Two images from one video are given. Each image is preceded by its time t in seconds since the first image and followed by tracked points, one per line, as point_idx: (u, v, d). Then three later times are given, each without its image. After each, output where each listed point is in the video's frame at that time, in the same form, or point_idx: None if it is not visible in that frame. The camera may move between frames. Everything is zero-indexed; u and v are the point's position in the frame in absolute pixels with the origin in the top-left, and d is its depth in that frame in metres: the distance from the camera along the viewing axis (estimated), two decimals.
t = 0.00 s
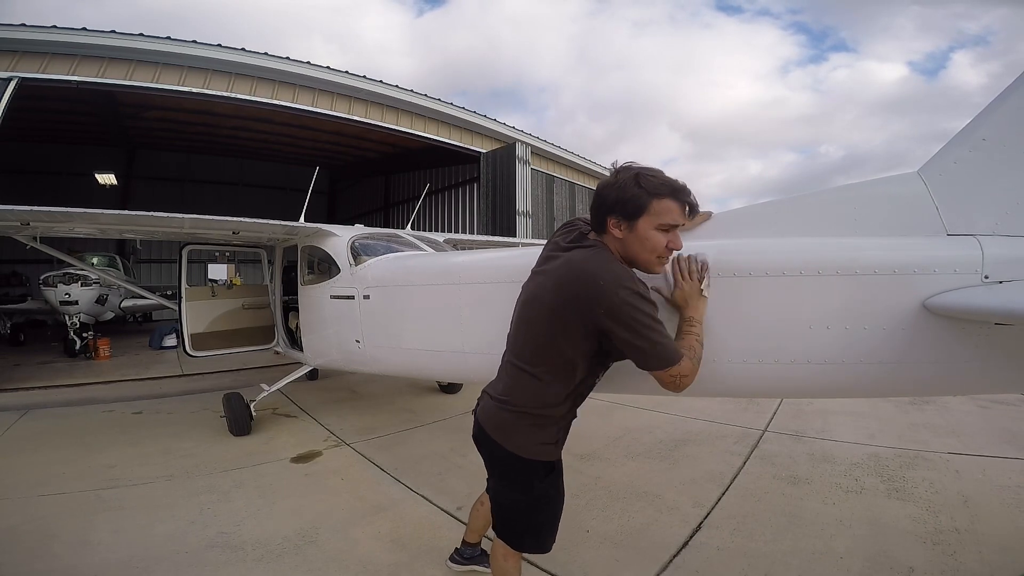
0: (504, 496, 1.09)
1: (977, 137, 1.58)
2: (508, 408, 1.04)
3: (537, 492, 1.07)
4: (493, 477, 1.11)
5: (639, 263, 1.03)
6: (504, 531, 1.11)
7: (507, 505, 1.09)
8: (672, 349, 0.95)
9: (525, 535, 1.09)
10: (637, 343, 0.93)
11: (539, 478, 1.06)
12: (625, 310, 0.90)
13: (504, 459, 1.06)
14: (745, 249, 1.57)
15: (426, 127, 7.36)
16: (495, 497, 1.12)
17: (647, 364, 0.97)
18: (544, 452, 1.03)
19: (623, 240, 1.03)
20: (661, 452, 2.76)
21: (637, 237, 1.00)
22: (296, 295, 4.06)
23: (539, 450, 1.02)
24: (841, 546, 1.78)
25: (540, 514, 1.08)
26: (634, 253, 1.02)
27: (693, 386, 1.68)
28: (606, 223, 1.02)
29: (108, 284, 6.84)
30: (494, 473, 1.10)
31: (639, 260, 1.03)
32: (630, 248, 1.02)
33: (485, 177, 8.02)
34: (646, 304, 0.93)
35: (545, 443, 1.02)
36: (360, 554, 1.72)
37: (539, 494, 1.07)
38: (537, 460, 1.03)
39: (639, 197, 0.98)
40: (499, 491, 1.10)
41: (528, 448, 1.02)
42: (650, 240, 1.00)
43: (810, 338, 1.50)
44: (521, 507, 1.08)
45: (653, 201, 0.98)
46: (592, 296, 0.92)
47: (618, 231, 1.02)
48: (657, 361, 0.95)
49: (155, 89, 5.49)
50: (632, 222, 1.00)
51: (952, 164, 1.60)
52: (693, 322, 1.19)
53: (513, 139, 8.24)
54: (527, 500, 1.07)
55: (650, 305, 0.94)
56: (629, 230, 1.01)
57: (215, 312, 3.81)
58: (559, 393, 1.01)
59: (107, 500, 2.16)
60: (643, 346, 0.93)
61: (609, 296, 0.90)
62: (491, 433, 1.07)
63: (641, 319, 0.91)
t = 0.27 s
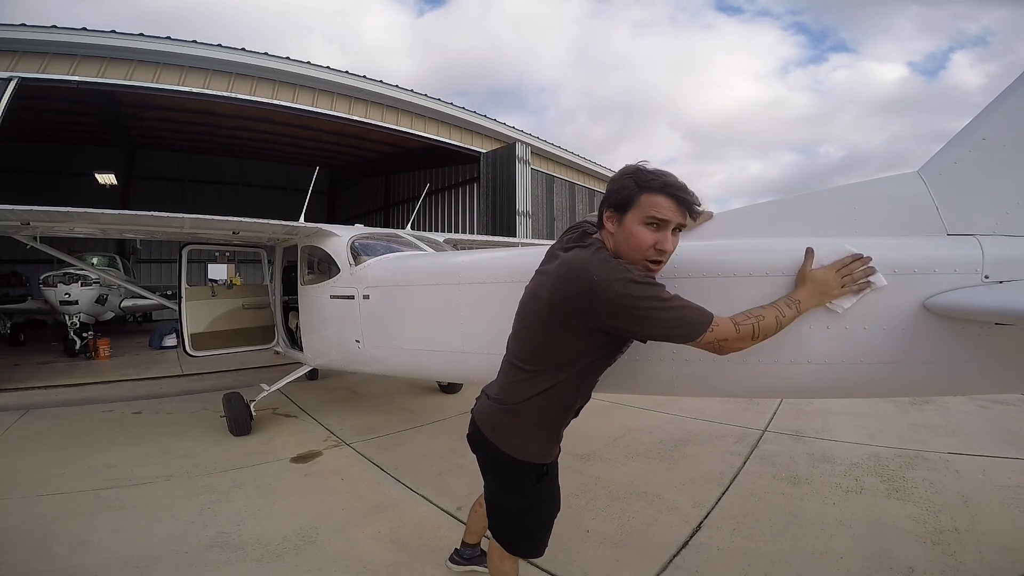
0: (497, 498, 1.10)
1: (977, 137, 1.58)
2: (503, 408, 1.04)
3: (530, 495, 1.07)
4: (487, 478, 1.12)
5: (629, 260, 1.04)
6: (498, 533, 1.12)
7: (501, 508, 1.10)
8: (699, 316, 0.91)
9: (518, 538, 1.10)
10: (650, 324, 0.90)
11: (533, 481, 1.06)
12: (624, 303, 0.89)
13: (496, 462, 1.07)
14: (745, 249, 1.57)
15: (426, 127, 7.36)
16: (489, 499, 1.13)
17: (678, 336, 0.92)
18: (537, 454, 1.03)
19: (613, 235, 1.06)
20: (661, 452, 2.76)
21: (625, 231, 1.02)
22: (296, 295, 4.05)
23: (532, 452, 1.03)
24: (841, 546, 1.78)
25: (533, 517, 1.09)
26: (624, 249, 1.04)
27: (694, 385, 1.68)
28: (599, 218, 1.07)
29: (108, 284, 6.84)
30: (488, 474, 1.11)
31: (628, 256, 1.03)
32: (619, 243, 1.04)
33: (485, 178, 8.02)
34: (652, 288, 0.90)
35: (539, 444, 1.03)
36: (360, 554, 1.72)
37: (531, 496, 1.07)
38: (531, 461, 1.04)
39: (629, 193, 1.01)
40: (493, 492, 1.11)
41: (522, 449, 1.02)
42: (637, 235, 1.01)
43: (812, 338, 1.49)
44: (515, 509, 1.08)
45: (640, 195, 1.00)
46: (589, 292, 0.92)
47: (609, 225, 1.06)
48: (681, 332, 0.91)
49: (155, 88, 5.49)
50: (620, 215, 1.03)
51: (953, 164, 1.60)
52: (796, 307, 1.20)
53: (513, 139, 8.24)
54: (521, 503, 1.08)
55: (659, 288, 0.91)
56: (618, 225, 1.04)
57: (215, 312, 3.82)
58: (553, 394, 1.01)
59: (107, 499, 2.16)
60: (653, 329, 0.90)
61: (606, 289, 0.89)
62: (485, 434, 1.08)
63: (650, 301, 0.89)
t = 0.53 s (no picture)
0: (508, 505, 1.10)
1: (976, 138, 1.58)
2: (507, 414, 1.03)
3: (541, 501, 1.06)
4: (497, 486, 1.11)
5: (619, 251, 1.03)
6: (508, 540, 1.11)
7: (511, 515, 1.09)
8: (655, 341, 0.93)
9: (531, 544, 1.09)
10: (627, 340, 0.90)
11: (543, 486, 1.05)
12: (616, 308, 0.88)
13: (503, 468, 1.06)
14: (744, 249, 1.58)
15: (426, 127, 7.36)
16: (500, 505, 1.12)
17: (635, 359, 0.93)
18: (547, 460, 1.02)
19: (602, 226, 1.05)
20: (661, 452, 2.76)
21: (614, 221, 1.01)
22: (296, 295, 4.05)
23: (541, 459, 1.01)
24: (841, 546, 1.78)
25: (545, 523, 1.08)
26: (614, 240, 1.03)
27: (694, 385, 1.68)
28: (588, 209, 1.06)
29: (108, 284, 6.85)
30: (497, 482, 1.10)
31: (619, 247, 1.02)
32: (609, 233, 1.03)
33: (485, 177, 8.02)
34: (636, 298, 0.90)
35: (547, 450, 1.01)
36: (360, 554, 1.73)
37: (540, 501, 1.06)
38: (539, 468, 1.03)
39: (618, 182, 1.00)
40: (504, 499, 1.10)
41: (530, 456, 1.01)
42: (627, 225, 1.00)
43: (812, 338, 1.49)
44: (526, 515, 1.08)
45: (628, 184, 1.00)
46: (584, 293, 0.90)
47: (598, 216, 1.05)
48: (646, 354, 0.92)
49: (156, 89, 5.49)
50: (609, 205, 1.02)
51: (952, 164, 1.60)
52: (673, 326, 1.16)
53: (513, 138, 8.24)
54: (532, 509, 1.07)
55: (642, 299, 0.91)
56: (607, 215, 1.03)
57: (215, 312, 3.82)
58: (557, 397, 1.00)
59: (107, 499, 2.16)
60: (633, 344, 0.90)
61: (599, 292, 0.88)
62: (492, 441, 1.07)
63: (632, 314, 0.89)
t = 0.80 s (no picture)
0: (501, 507, 1.10)
1: (976, 138, 1.58)
2: (493, 415, 1.03)
3: (534, 501, 1.07)
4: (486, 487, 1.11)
5: (597, 247, 1.04)
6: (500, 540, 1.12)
7: (504, 517, 1.10)
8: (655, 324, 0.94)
9: (524, 544, 1.10)
10: (615, 331, 0.91)
11: (536, 487, 1.06)
12: (602, 303, 0.90)
13: (493, 471, 1.06)
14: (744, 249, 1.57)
15: (426, 127, 7.36)
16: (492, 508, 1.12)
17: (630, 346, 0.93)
18: (538, 460, 1.03)
19: (580, 223, 1.06)
20: (661, 452, 2.76)
21: (591, 219, 1.03)
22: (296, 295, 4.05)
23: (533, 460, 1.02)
24: (841, 546, 1.78)
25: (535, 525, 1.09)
26: (591, 236, 1.04)
27: (694, 385, 1.68)
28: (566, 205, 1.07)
29: (108, 284, 6.85)
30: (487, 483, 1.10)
31: (596, 243, 1.04)
32: (585, 230, 1.05)
33: (485, 177, 8.01)
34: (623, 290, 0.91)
35: (535, 449, 1.02)
36: (360, 554, 1.72)
37: (532, 500, 1.07)
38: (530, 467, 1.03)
39: (594, 178, 1.01)
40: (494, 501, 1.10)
41: (520, 456, 1.01)
42: (604, 222, 1.01)
43: (812, 338, 1.49)
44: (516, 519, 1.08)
45: (604, 181, 1.00)
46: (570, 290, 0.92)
47: (575, 213, 1.06)
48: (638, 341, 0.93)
49: (156, 89, 5.49)
50: (586, 202, 1.03)
51: (952, 164, 1.60)
52: (706, 313, 1.24)
53: (513, 139, 8.24)
54: (525, 510, 1.08)
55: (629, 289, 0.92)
56: (584, 212, 1.04)
57: (215, 312, 3.82)
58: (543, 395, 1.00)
59: (107, 499, 2.16)
60: (624, 335, 0.91)
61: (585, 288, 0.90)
62: (479, 444, 1.06)
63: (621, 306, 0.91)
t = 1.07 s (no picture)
0: (471, 506, 1.10)
1: (977, 138, 1.58)
2: (457, 414, 1.05)
3: (503, 497, 1.07)
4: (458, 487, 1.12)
5: (560, 257, 1.07)
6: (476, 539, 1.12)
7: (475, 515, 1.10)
8: (620, 317, 0.96)
9: (498, 544, 1.09)
10: (576, 329, 0.94)
11: (503, 482, 1.06)
12: (560, 303, 0.91)
13: (461, 469, 1.07)
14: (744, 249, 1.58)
15: (426, 127, 7.36)
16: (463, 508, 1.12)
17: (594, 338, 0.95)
18: (504, 456, 1.04)
19: (547, 232, 1.09)
20: (661, 452, 2.76)
21: (556, 230, 1.05)
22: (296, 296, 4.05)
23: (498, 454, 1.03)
24: (841, 546, 1.78)
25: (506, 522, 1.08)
26: (555, 246, 1.07)
27: (694, 386, 1.68)
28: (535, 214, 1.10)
29: (108, 284, 6.85)
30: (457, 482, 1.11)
31: (560, 253, 1.07)
32: (551, 240, 1.08)
33: (485, 178, 8.02)
34: (584, 291, 0.93)
35: (499, 446, 1.03)
36: (360, 554, 1.72)
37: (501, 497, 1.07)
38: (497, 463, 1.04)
39: (561, 190, 1.03)
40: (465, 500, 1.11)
41: (486, 452, 1.02)
42: (568, 233, 1.04)
43: (811, 338, 1.49)
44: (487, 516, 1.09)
45: (571, 194, 1.03)
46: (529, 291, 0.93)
47: (543, 222, 1.09)
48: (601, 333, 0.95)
49: (156, 89, 5.49)
50: (553, 213, 1.05)
51: (952, 164, 1.60)
52: (708, 305, 1.31)
53: (513, 139, 8.24)
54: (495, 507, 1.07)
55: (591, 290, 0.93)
56: (552, 222, 1.07)
57: (215, 312, 3.82)
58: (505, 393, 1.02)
59: (107, 499, 2.16)
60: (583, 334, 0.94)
61: (544, 290, 0.91)
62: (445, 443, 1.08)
63: (580, 304, 0.92)
